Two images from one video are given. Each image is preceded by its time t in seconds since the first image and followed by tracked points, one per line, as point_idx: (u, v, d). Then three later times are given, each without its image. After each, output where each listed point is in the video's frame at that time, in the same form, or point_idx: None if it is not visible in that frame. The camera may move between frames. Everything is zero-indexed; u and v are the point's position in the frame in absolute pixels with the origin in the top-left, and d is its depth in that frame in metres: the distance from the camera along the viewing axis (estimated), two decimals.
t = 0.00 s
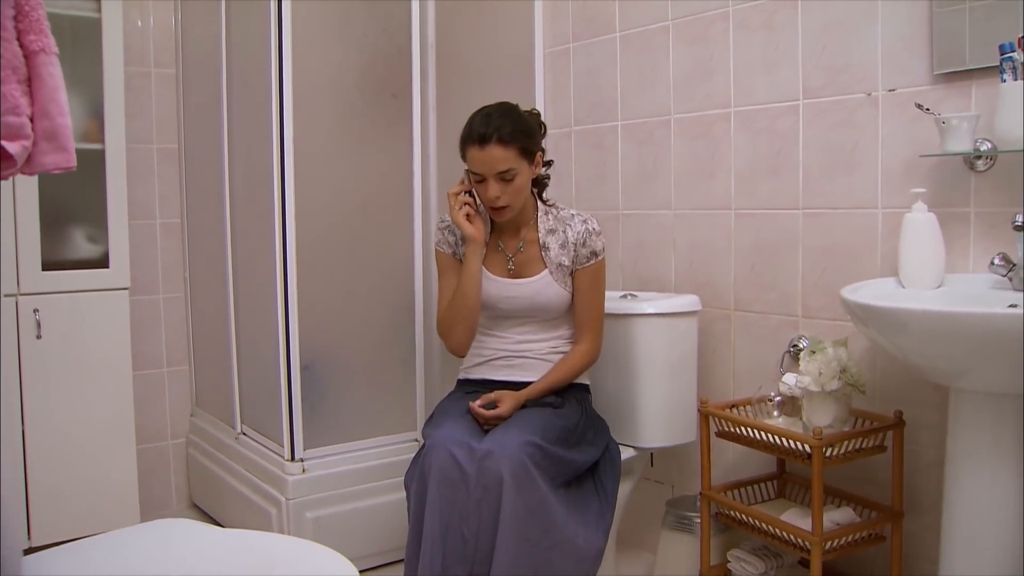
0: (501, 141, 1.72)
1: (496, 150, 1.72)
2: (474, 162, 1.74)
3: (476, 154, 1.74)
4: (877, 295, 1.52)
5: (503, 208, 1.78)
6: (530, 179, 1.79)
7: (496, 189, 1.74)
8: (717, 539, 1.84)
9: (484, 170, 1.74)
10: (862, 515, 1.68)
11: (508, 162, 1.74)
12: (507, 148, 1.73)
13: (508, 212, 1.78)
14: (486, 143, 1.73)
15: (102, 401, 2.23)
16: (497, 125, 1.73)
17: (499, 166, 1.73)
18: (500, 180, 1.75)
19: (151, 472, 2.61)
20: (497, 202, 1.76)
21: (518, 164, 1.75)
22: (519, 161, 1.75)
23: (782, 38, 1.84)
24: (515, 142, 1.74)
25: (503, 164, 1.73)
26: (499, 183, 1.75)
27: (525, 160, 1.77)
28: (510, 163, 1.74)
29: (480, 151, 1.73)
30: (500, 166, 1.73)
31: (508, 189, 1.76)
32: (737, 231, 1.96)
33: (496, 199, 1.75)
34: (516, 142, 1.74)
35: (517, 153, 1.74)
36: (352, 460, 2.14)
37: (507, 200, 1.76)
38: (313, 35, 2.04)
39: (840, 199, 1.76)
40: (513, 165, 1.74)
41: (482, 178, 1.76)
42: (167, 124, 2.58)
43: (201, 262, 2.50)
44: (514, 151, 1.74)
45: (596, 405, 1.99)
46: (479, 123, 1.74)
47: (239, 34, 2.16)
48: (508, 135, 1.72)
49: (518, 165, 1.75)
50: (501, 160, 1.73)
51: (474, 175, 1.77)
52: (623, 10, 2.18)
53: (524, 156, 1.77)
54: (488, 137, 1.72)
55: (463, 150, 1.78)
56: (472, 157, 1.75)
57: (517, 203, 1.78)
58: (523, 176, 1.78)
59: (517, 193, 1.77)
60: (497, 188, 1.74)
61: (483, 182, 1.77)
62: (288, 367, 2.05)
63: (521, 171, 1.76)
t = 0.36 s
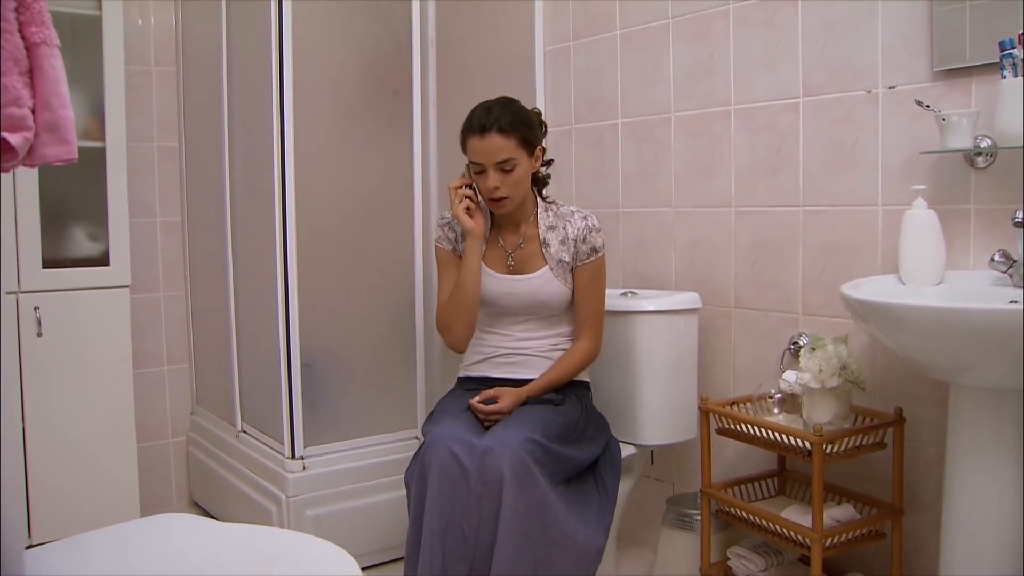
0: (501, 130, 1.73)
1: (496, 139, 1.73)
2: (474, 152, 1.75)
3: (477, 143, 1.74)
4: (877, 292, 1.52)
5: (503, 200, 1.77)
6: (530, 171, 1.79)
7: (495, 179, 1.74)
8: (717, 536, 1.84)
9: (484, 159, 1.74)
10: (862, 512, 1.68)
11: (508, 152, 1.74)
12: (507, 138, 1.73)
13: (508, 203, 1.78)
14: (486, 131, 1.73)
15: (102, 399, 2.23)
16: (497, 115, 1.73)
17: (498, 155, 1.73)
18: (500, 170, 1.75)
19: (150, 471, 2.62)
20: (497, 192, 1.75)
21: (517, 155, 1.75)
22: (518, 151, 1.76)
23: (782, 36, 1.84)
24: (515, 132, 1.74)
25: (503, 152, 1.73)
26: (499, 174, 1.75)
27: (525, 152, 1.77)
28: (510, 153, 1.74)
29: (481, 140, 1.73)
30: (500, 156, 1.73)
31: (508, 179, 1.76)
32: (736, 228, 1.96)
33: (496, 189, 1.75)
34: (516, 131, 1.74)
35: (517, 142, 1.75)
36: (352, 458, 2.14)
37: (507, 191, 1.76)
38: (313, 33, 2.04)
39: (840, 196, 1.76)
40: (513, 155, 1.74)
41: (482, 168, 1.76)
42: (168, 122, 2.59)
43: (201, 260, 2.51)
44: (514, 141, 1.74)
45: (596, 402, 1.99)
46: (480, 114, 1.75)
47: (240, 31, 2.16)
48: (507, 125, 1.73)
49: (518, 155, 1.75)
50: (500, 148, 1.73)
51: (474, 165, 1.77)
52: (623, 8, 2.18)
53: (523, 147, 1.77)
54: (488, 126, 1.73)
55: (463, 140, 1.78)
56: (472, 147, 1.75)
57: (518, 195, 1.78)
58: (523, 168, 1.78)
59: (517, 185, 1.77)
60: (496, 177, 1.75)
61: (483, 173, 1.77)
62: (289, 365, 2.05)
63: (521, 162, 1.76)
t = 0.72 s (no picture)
0: (499, 145, 1.72)
1: (494, 155, 1.72)
2: (473, 167, 1.75)
3: (475, 158, 1.74)
4: (877, 289, 1.52)
5: (502, 210, 1.78)
6: (529, 181, 1.79)
7: (495, 193, 1.75)
8: (717, 533, 1.85)
9: (482, 174, 1.74)
10: (862, 509, 1.68)
11: (506, 166, 1.74)
12: (505, 153, 1.73)
13: (507, 212, 1.79)
14: (484, 148, 1.72)
15: (103, 396, 2.24)
16: (494, 130, 1.72)
17: (498, 171, 1.73)
18: (499, 184, 1.75)
19: (151, 469, 2.62)
20: (497, 205, 1.76)
21: (516, 168, 1.75)
22: (517, 163, 1.75)
23: (782, 34, 1.84)
24: (513, 146, 1.74)
25: (502, 168, 1.73)
26: (498, 188, 1.75)
27: (523, 162, 1.77)
28: (509, 167, 1.74)
29: (479, 156, 1.73)
30: (499, 171, 1.73)
31: (507, 191, 1.76)
32: (736, 226, 1.96)
33: (496, 202, 1.76)
34: (514, 146, 1.74)
35: (515, 156, 1.74)
36: (353, 456, 2.14)
37: (506, 202, 1.77)
38: (314, 30, 2.04)
39: (840, 193, 1.76)
40: (512, 169, 1.74)
41: (481, 182, 1.76)
42: (169, 120, 2.59)
43: (202, 258, 2.51)
44: (513, 155, 1.74)
45: (597, 400, 1.99)
46: (477, 127, 1.73)
47: (240, 29, 2.16)
48: (505, 139, 1.72)
49: (517, 168, 1.75)
50: (499, 165, 1.73)
51: (473, 178, 1.77)
52: (623, 7, 2.19)
53: (522, 158, 1.76)
54: (486, 142, 1.72)
55: (461, 154, 1.77)
56: (471, 162, 1.75)
57: (516, 204, 1.79)
58: (522, 178, 1.78)
59: (516, 195, 1.77)
60: (496, 192, 1.75)
61: (482, 186, 1.77)
62: (289, 362, 2.05)
63: (520, 173, 1.76)
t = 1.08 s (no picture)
0: (501, 143, 1.73)
1: (497, 153, 1.72)
2: (475, 166, 1.75)
3: (476, 157, 1.74)
4: (877, 284, 1.52)
5: (505, 208, 1.78)
6: (531, 178, 1.79)
7: (498, 191, 1.75)
8: (717, 530, 1.85)
9: (485, 173, 1.74)
10: (862, 506, 1.69)
11: (509, 164, 1.74)
12: (507, 150, 1.73)
13: (510, 209, 1.79)
14: (485, 146, 1.72)
15: (104, 394, 2.24)
16: (496, 127, 1.73)
17: (500, 168, 1.73)
18: (502, 182, 1.75)
19: (152, 467, 2.62)
20: (500, 202, 1.77)
21: (518, 164, 1.76)
22: (519, 160, 1.76)
23: (783, 32, 1.84)
24: (515, 143, 1.74)
25: (504, 166, 1.73)
26: (501, 185, 1.75)
27: (525, 159, 1.77)
28: (511, 165, 1.74)
29: (481, 155, 1.73)
30: (501, 169, 1.73)
31: (510, 189, 1.76)
32: (737, 224, 1.96)
33: (500, 200, 1.76)
34: (516, 142, 1.74)
35: (517, 153, 1.75)
36: (354, 454, 2.15)
37: (509, 200, 1.77)
38: (314, 29, 2.04)
39: (841, 190, 1.76)
40: (514, 166, 1.75)
41: (483, 180, 1.76)
42: (170, 119, 2.59)
43: (203, 257, 2.51)
44: (514, 152, 1.74)
45: (597, 397, 1.99)
46: (479, 124, 1.74)
47: (242, 27, 2.17)
48: (507, 136, 1.72)
49: (519, 165, 1.76)
50: (502, 162, 1.73)
51: (475, 177, 1.77)
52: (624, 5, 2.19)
53: (523, 155, 1.77)
54: (487, 140, 1.72)
55: (463, 152, 1.77)
56: (472, 161, 1.75)
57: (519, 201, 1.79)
58: (524, 175, 1.78)
59: (519, 192, 1.78)
60: (499, 190, 1.75)
61: (484, 184, 1.77)
62: (290, 360, 2.05)
63: (522, 170, 1.77)
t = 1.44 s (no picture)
0: (502, 145, 1.73)
1: (498, 156, 1.72)
2: (476, 168, 1.75)
3: (477, 160, 1.74)
4: (878, 282, 1.52)
5: (507, 209, 1.79)
6: (532, 179, 1.79)
7: (499, 193, 1.75)
8: (719, 528, 1.85)
9: (486, 175, 1.74)
10: (864, 504, 1.69)
11: (510, 166, 1.74)
12: (508, 153, 1.73)
13: (512, 210, 1.79)
14: (486, 149, 1.72)
15: (106, 392, 2.24)
16: (497, 130, 1.72)
17: (501, 171, 1.73)
18: (503, 184, 1.75)
19: (153, 465, 2.62)
20: (502, 204, 1.77)
21: (519, 167, 1.76)
22: (520, 163, 1.76)
23: (784, 30, 1.84)
24: (516, 146, 1.74)
25: (505, 168, 1.73)
26: (502, 187, 1.75)
27: (526, 161, 1.77)
28: (512, 167, 1.74)
29: (482, 157, 1.73)
30: (502, 171, 1.74)
31: (511, 191, 1.76)
32: (738, 222, 1.96)
33: (502, 202, 1.76)
34: (517, 145, 1.74)
35: (518, 155, 1.74)
36: (355, 452, 2.15)
37: (511, 202, 1.77)
38: (316, 28, 2.05)
39: (842, 188, 1.76)
40: (515, 168, 1.75)
41: (484, 182, 1.76)
42: (171, 117, 2.60)
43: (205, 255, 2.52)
44: (515, 155, 1.74)
45: (599, 396, 1.99)
46: (479, 125, 1.74)
47: (243, 26, 2.17)
48: (508, 139, 1.72)
49: (520, 167, 1.76)
50: (503, 165, 1.73)
51: (477, 178, 1.77)
52: (625, 4, 2.19)
53: (524, 156, 1.77)
54: (488, 143, 1.72)
55: (463, 154, 1.77)
56: (473, 163, 1.75)
57: (520, 202, 1.79)
58: (525, 176, 1.78)
59: (520, 194, 1.78)
60: (500, 192, 1.75)
61: (485, 186, 1.77)
62: (291, 358, 2.06)
63: (523, 172, 1.77)
